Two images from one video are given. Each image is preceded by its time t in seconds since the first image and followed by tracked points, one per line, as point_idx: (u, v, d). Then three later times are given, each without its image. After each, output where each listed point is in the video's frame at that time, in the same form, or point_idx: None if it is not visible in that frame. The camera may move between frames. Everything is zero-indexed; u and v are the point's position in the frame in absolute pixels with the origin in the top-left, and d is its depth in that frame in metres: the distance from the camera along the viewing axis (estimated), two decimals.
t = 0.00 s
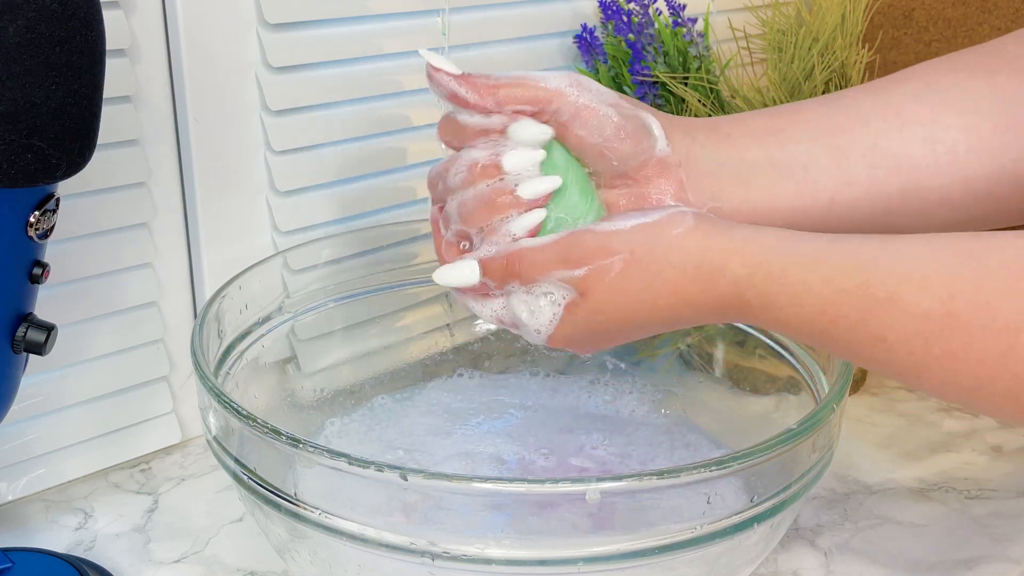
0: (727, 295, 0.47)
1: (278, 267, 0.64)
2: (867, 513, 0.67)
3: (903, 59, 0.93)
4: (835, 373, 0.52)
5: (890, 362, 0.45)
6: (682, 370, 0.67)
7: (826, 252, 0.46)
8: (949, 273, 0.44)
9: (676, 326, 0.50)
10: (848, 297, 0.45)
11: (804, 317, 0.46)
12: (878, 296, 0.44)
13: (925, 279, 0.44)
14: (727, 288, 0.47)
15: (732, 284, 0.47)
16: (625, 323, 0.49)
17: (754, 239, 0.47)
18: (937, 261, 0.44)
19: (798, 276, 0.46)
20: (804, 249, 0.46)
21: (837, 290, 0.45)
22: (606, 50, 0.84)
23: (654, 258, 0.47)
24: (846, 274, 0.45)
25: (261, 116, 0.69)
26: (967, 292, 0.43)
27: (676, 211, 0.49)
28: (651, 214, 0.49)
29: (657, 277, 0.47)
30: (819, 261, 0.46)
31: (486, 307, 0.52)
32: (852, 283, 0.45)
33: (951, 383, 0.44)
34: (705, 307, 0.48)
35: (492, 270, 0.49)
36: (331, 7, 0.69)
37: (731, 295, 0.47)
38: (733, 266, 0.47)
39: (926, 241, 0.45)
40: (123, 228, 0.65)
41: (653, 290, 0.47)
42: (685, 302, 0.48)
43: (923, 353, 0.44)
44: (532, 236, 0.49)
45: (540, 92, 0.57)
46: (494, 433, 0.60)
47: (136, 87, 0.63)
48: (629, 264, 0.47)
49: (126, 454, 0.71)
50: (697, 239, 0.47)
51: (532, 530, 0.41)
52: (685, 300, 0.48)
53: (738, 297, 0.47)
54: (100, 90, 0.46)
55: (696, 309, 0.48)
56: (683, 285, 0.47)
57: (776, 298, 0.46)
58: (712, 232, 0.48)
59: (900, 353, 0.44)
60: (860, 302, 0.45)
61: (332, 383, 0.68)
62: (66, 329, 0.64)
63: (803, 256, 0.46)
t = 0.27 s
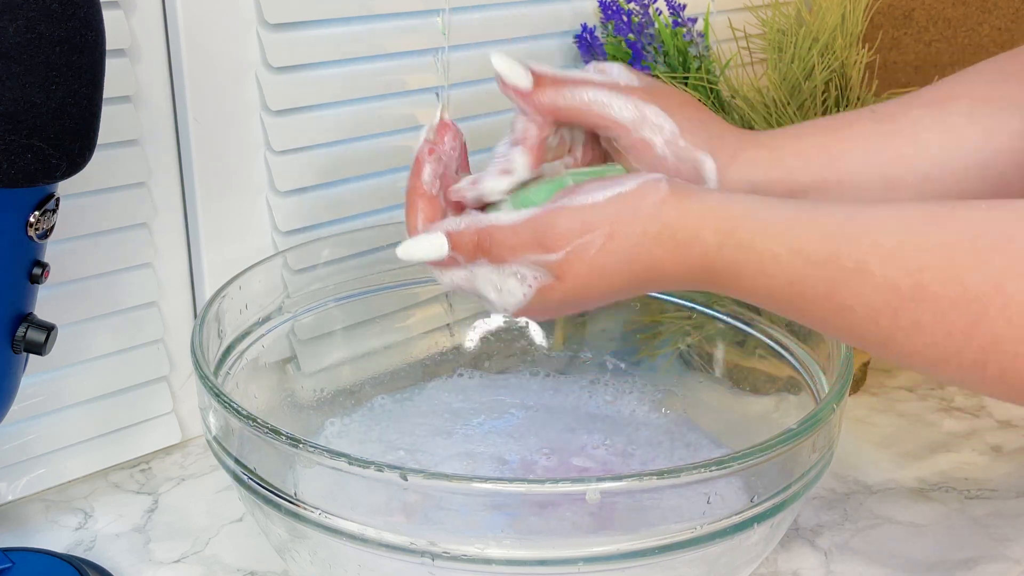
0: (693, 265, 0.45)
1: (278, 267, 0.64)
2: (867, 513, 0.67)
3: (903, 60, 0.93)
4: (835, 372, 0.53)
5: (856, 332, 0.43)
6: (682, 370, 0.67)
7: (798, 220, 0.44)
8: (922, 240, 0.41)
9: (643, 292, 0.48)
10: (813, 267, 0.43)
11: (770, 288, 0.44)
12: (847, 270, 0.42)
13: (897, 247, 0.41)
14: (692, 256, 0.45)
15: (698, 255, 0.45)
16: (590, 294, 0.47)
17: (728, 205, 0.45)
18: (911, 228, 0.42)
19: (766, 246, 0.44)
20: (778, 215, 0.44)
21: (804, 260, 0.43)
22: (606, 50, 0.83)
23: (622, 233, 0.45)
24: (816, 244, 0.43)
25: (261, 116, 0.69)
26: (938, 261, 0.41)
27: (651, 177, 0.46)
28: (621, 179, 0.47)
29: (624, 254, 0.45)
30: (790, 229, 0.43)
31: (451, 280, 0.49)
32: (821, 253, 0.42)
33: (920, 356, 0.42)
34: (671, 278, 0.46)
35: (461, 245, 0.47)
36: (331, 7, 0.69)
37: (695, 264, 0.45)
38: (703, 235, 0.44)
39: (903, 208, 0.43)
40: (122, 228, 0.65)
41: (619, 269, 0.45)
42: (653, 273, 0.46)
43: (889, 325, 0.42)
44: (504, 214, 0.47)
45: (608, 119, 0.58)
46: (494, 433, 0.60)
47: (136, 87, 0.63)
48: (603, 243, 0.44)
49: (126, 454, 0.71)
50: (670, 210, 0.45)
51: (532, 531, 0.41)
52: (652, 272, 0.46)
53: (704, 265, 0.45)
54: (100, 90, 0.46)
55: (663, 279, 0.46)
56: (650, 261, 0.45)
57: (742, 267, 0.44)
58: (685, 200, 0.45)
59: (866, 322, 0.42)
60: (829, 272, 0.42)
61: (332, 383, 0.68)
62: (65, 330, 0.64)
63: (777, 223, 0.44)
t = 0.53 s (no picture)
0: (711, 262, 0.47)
1: (278, 267, 0.64)
2: (867, 513, 0.67)
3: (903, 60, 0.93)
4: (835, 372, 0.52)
5: (873, 333, 0.44)
6: (682, 370, 0.67)
7: (819, 224, 0.46)
8: (937, 246, 0.43)
9: (658, 290, 0.50)
10: (833, 267, 0.44)
11: (791, 286, 0.45)
12: (863, 269, 0.44)
13: (914, 249, 0.43)
14: (712, 255, 0.46)
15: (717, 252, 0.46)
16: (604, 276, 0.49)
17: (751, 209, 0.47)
18: (928, 233, 0.44)
19: (788, 244, 0.45)
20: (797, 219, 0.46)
21: (825, 259, 0.44)
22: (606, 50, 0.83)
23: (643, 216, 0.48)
24: (836, 244, 0.44)
25: (261, 116, 0.69)
26: (953, 264, 0.43)
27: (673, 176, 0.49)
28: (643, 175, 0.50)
29: (643, 239, 0.47)
30: (811, 231, 0.45)
31: (482, 272, 0.51)
32: (840, 253, 0.44)
33: (934, 357, 0.44)
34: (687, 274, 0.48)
35: (490, 235, 0.48)
36: (331, 7, 0.69)
37: (714, 263, 0.47)
38: (722, 233, 0.46)
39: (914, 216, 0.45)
40: (122, 228, 0.65)
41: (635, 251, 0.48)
42: (670, 266, 0.48)
43: (907, 324, 0.43)
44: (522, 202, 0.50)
45: (552, 124, 0.54)
46: (494, 433, 0.60)
47: (136, 87, 0.63)
48: (621, 222, 0.48)
49: (126, 454, 0.71)
50: (690, 203, 0.47)
51: (532, 531, 0.41)
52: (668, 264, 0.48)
53: (723, 263, 0.46)
54: (100, 90, 0.46)
55: (680, 275, 0.48)
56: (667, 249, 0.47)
57: (761, 266, 0.45)
58: (706, 199, 0.48)
59: (883, 322, 0.44)
60: (848, 271, 0.44)
61: (332, 383, 0.68)
62: (65, 330, 0.64)
63: (798, 226, 0.46)
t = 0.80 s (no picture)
0: (695, 297, 0.48)
1: (278, 267, 0.64)
2: (867, 513, 0.67)
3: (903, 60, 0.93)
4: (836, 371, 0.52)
5: (861, 363, 0.44)
6: (682, 370, 0.67)
7: (799, 257, 0.46)
8: (919, 271, 0.43)
9: (648, 328, 0.51)
10: (816, 298, 0.44)
11: (776, 320, 0.45)
12: (845, 297, 0.44)
13: (898, 275, 0.43)
14: (695, 290, 0.47)
15: (700, 287, 0.47)
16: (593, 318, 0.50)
17: (730, 243, 0.48)
18: (914, 258, 0.43)
19: (768, 278, 0.46)
20: (778, 250, 0.47)
21: (806, 291, 0.45)
22: (606, 50, 0.84)
23: (615, 255, 0.50)
24: (817, 275, 0.45)
25: (261, 116, 0.69)
26: (937, 289, 0.42)
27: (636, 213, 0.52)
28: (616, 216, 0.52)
29: (623, 280, 0.49)
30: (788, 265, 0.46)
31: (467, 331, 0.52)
32: (822, 283, 0.44)
33: (928, 383, 0.43)
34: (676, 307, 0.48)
35: (471, 297, 0.49)
36: (331, 7, 0.69)
37: (698, 296, 0.47)
38: (703, 269, 0.47)
39: (900, 238, 0.45)
40: (122, 228, 0.65)
41: (618, 292, 0.49)
42: (654, 302, 0.49)
43: (896, 352, 0.43)
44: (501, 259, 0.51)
45: (548, 148, 0.57)
46: (494, 433, 0.60)
47: (136, 87, 0.63)
48: (593, 268, 0.50)
49: (126, 454, 0.71)
50: (659, 236, 0.49)
51: (532, 530, 0.41)
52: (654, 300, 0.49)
53: (706, 298, 0.47)
54: (100, 90, 0.46)
55: (667, 310, 0.49)
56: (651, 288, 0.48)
57: (747, 301, 0.46)
58: (675, 232, 0.50)
59: (870, 351, 0.44)
60: (831, 302, 0.44)
61: (332, 383, 0.68)
62: (65, 330, 0.64)
63: (778, 258, 0.46)
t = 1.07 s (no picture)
0: (698, 312, 0.47)
1: (278, 267, 0.64)
2: (867, 513, 0.67)
3: (903, 59, 0.93)
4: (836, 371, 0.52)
5: (863, 374, 0.44)
6: (683, 370, 0.66)
7: (798, 269, 0.46)
8: (917, 280, 0.43)
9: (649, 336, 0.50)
10: (818, 310, 0.44)
11: (779, 333, 0.46)
12: (845, 309, 0.44)
13: (897, 285, 0.43)
14: (698, 305, 0.47)
15: (704, 302, 0.47)
16: (597, 333, 0.49)
17: (730, 256, 0.48)
18: (912, 268, 0.44)
19: (769, 291, 0.46)
20: (778, 262, 0.47)
21: (808, 304, 0.45)
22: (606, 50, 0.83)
23: (628, 274, 0.48)
24: (817, 287, 0.45)
25: (261, 116, 0.69)
26: (934, 298, 0.42)
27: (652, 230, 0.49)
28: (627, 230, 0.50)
29: (630, 296, 0.48)
30: (788, 278, 0.46)
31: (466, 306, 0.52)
32: (823, 296, 0.44)
33: (929, 393, 0.43)
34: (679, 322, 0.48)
35: (468, 283, 0.49)
36: (331, 7, 0.69)
37: (701, 311, 0.47)
38: (705, 284, 0.47)
39: (897, 246, 0.45)
40: (123, 228, 0.65)
41: (622, 307, 0.48)
42: (657, 318, 0.48)
43: (897, 362, 0.43)
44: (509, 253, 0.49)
45: (543, 100, 0.57)
46: (494, 433, 0.60)
47: (136, 87, 0.63)
48: (602, 283, 0.47)
49: (126, 454, 0.71)
50: (672, 256, 0.48)
51: (532, 530, 0.41)
52: (657, 316, 0.48)
53: (709, 313, 0.47)
54: (100, 90, 0.46)
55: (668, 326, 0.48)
56: (655, 303, 0.47)
57: (749, 316, 0.46)
58: (688, 250, 0.48)
59: (872, 363, 0.44)
60: (833, 313, 0.44)
61: (332, 383, 0.68)
62: (66, 330, 0.64)
63: (778, 272, 0.46)
